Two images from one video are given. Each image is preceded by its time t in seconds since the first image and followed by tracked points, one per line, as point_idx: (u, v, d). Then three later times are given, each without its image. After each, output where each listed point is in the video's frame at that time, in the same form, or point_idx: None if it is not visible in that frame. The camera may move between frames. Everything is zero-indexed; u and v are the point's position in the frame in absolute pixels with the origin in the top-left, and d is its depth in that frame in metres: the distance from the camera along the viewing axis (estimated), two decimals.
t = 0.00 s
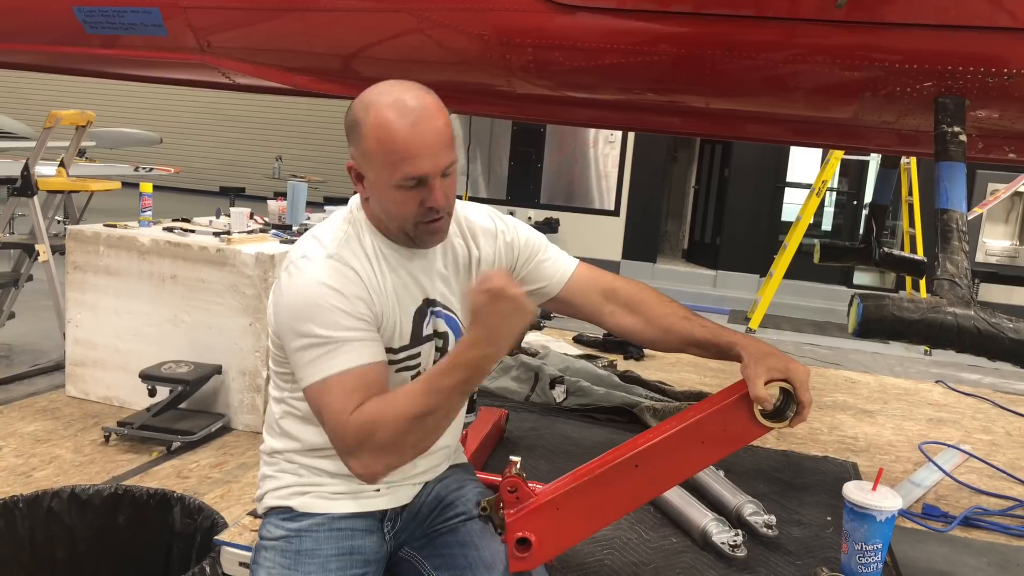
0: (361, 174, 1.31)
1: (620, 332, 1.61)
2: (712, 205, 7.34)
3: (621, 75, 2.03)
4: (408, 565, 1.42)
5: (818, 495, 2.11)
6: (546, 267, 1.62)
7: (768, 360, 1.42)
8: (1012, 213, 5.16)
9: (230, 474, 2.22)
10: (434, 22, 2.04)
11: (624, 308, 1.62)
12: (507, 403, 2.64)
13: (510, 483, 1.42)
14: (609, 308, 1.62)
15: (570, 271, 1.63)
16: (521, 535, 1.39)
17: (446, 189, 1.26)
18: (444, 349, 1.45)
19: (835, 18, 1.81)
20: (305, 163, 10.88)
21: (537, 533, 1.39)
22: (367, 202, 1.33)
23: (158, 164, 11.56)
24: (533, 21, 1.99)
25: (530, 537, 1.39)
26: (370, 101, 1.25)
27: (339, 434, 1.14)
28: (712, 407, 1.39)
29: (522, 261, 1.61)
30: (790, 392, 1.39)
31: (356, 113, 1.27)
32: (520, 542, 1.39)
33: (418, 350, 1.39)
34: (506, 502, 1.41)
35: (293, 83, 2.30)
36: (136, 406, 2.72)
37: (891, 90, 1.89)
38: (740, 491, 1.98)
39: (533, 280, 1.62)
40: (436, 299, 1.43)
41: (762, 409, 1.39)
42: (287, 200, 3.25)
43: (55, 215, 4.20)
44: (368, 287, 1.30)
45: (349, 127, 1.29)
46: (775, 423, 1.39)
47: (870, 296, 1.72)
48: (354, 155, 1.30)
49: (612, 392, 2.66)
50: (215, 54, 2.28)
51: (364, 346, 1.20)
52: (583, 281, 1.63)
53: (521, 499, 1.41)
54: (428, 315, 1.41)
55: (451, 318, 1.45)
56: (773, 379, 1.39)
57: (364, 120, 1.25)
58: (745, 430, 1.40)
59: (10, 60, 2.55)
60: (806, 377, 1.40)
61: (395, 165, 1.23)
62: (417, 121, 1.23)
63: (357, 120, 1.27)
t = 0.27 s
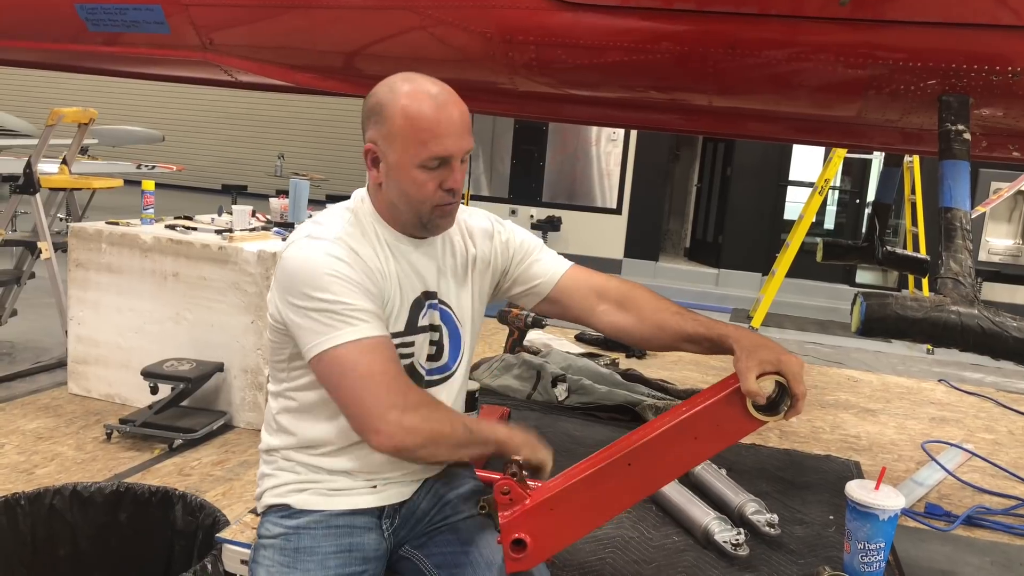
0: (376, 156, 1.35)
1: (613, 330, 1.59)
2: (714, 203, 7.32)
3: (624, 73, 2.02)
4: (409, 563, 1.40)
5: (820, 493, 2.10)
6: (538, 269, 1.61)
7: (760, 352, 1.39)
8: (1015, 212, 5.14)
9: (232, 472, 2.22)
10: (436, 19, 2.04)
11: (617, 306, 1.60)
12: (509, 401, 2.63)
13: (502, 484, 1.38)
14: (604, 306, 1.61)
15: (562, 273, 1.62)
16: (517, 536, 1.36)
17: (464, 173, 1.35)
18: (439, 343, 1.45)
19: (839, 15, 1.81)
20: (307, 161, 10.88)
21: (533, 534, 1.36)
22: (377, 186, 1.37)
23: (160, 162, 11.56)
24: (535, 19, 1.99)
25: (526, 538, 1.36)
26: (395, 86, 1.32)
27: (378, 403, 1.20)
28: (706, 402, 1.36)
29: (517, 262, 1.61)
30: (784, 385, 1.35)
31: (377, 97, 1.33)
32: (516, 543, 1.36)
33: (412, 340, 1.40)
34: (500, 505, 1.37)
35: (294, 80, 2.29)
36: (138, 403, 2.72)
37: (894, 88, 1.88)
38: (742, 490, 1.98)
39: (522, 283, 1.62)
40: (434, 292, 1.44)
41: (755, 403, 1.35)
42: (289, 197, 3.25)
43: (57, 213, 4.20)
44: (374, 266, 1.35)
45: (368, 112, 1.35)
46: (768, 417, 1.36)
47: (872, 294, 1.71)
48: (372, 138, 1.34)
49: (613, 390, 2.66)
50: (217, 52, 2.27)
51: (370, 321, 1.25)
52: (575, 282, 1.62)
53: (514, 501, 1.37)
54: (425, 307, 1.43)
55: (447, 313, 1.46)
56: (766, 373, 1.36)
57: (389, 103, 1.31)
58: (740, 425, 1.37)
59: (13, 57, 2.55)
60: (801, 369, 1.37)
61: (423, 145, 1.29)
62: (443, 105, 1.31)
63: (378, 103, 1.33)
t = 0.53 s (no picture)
0: (385, 148, 1.38)
1: (605, 329, 1.57)
2: (715, 202, 7.32)
3: (625, 72, 2.02)
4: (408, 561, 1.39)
5: (821, 493, 2.10)
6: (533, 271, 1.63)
7: (756, 351, 1.37)
8: (1016, 212, 5.14)
9: (233, 470, 2.22)
10: (438, 18, 2.04)
11: (607, 304, 1.59)
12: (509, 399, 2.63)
13: (498, 480, 1.36)
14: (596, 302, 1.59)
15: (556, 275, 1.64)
16: (511, 532, 1.34)
17: (469, 165, 1.38)
18: (439, 334, 1.46)
19: (841, 15, 1.80)
20: (308, 160, 10.88)
21: (528, 530, 1.35)
22: (385, 177, 1.40)
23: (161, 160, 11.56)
24: (537, 18, 1.99)
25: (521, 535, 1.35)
26: (407, 80, 1.37)
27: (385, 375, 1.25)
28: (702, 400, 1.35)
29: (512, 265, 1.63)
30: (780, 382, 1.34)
31: (389, 91, 1.37)
32: (511, 539, 1.35)
33: (415, 327, 1.40)
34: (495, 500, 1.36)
35: (295, 79, 2.29)
36: (139, 402, 2.72)
37: (896, 88, 1.88)
38: (743, 489, 1.98)
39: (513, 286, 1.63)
40: (437, 284, 1.46)
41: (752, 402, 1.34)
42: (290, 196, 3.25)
43: (58, 211, 4.20)
44: (384, 250, 1.38)
45: (379, 105, 1.39)
46: (763, 416, 1.34)
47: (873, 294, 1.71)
48: (382, 130, 1.38)
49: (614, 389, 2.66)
50: (218, 50, 2.27)
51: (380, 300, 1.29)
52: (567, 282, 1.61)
53: (510, 497, 1.36)
54: (428, 297, 1.44)
55: (447, 309, 1.48)
56: (762, 370, 1.35)
57: (401, 95, 1.35)
58: (736, 422, 1.37)
59: (15, 55, 2.55)
60: (798, 367, 1.35)
61: (432, 135, 1.33)
62: (453, 98, 1.35)
63: (389, 96, 1.37)
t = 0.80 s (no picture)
0: (397, 150, 1.39)
1: (612, 333, 1.58)
2: (716, 202, 7.32)
3: (627, 71, 2.02)
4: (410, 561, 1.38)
5: (823, 493, 2.10)
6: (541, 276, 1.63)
7: (762, 353, 1.40)
8: (1017, 212, 5.14)
9: (235, 469, 2.23)
10: (439, 18, 2.04)
11: (615, 309, 1.60)
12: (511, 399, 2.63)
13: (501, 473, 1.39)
14: (603, 307, 1.61)
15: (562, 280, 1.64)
16: (512, 525, 1.33)
17: (480, 169, 1.39)
18: (444, 335, 1.46)
19: (843, 14, 1.80)
20: (309, 159, 10.89)
21: (530, 524, 1.34)
22: (396, 179, 1.41)
23: (162, 160, 11.57)
24: (538, 18, 1.99)
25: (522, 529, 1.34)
26: (422, 83, 1.38)
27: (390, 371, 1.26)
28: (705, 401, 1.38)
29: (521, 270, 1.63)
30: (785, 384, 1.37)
31: (404, 93, 1.39)
32: (512, 534, 1.33)
33: (420, 327, 1.40)
34: (498, 493, 1.38)
35: (296, 78, 2.29)
36: (140, 401, 2.72)
37: (898, 88, 1.88)
38: (745, 489, 1.98)
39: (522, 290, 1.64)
40: (444, 285, 1.46)
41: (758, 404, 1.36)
42: (292, 196, 3.25)
43: (60, 211, 4.20)
44: (393, 247, 1.38)
45: (393, 107, 1.41)
46: (768, 418, 1.36)
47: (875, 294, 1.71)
48: (395, 131, 1.39)
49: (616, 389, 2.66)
50: (220, 50, 2.27)
51: (384, 298, 1.29)
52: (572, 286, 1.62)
53: (513, 489, 1.38)
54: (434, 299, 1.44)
55: (453, 309, 1.47)
56: (768, 373, 1.37)
57: (415, 98, 1.36)
58: (737, 425, 1.39)
59: (17, 55, 2.55)
60: (802, 370, 1.38)
61: (443, 137, 1.34)
62: (466, 102, 1.36)
63: (404, 99, 1.38)
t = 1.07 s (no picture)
0: (408, 149, 1.40)
1: (616, 334, 1.58)
2: (717, 203, 7.32)
3: (628, 71, 2.02)
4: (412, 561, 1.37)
5: (824, 494, 2.10)
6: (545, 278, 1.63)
7: (763, 350, 1.40)
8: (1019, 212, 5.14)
9: (235, 470, 2.23)
10: (440, 18, 2.04)
11: (619, 311, 1.60)
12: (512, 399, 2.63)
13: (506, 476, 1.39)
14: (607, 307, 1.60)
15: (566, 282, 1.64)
16: (517, 528, 1.35)
17: (490, 169, 1.39)
18: (450, 335, 1.46)
19: (844, 15, 1.80)
20: (310, 160, 10.90)
21: (534, 525, 1.36)
22: (406, 178, 1.41)
23: (163, 160, 11.58)
24: (539, 18, 1.99)
25: (527, 530, 1.36)
26: (434, 84, 1.39)
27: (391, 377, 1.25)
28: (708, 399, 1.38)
29: (525, 271, 1.63)
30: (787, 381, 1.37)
31: (416, 93, 1.39)
32: (518, 535, 1.36)
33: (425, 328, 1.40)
34: (504, 495, 1.38)
35: (297, 79, 2.29)
36: (142, 401, 2.72)
37: (900, 88, 1.88)
38: (746, 490, 1.97)
39: (526, 291, 1.64)
40: (450, 286, 1.45)
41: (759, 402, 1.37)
42: (293, 196, 3.25)
43: (61, 211, 4.20)
44: (397, 250, 1.37)
45: (405, 106, 1.41)
46: (769, 414, 1.37)
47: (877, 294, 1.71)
48: (406, 131, 1.40)
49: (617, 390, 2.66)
50: (221, 50, 2.27)
51: (381, 301, 1.29)
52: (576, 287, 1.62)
53: (518, 493, 1.38)
54: (439, 299, 1.43)
55: (459, 309, 1.47)
56: (769, 370, 1.37)
57: (427, 98, 1.37)
58: (740, 422, 1.39)
59: (18, 55, 2.55)
60: (803, 366, 1.38)
61: (454, 136, 1.35)
62: (477, 102, 1.37)
63: (416, 99, 1.39)
